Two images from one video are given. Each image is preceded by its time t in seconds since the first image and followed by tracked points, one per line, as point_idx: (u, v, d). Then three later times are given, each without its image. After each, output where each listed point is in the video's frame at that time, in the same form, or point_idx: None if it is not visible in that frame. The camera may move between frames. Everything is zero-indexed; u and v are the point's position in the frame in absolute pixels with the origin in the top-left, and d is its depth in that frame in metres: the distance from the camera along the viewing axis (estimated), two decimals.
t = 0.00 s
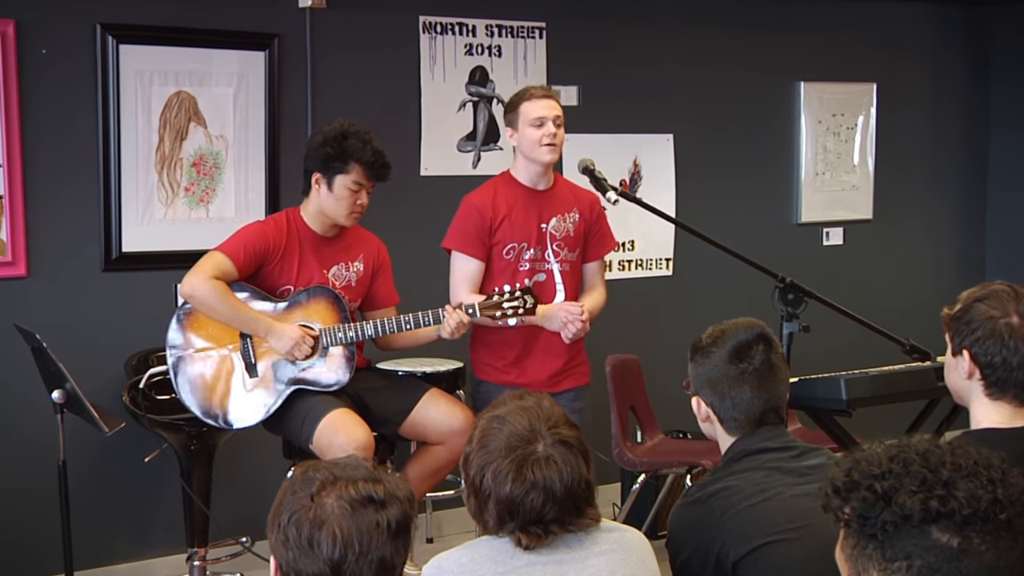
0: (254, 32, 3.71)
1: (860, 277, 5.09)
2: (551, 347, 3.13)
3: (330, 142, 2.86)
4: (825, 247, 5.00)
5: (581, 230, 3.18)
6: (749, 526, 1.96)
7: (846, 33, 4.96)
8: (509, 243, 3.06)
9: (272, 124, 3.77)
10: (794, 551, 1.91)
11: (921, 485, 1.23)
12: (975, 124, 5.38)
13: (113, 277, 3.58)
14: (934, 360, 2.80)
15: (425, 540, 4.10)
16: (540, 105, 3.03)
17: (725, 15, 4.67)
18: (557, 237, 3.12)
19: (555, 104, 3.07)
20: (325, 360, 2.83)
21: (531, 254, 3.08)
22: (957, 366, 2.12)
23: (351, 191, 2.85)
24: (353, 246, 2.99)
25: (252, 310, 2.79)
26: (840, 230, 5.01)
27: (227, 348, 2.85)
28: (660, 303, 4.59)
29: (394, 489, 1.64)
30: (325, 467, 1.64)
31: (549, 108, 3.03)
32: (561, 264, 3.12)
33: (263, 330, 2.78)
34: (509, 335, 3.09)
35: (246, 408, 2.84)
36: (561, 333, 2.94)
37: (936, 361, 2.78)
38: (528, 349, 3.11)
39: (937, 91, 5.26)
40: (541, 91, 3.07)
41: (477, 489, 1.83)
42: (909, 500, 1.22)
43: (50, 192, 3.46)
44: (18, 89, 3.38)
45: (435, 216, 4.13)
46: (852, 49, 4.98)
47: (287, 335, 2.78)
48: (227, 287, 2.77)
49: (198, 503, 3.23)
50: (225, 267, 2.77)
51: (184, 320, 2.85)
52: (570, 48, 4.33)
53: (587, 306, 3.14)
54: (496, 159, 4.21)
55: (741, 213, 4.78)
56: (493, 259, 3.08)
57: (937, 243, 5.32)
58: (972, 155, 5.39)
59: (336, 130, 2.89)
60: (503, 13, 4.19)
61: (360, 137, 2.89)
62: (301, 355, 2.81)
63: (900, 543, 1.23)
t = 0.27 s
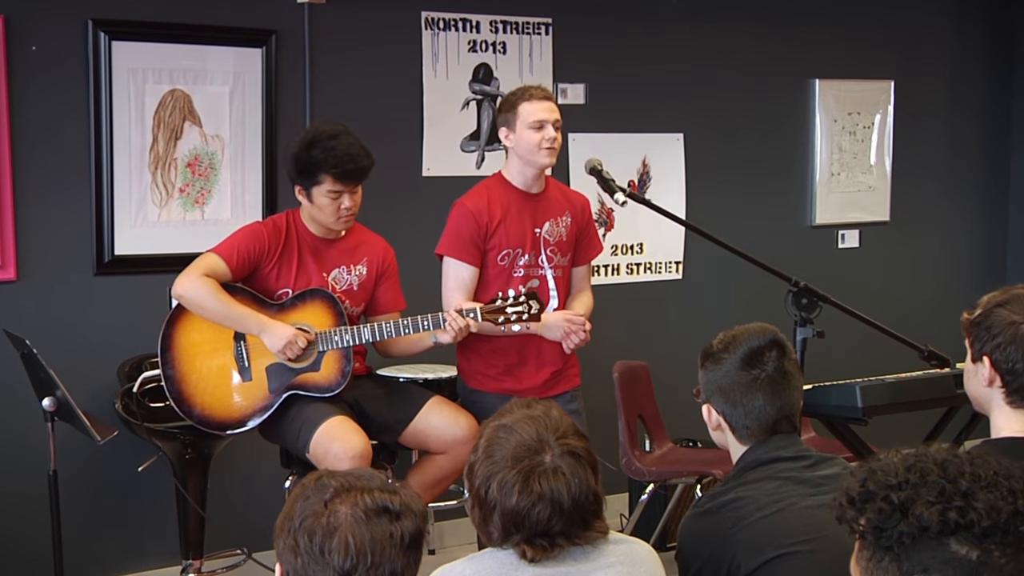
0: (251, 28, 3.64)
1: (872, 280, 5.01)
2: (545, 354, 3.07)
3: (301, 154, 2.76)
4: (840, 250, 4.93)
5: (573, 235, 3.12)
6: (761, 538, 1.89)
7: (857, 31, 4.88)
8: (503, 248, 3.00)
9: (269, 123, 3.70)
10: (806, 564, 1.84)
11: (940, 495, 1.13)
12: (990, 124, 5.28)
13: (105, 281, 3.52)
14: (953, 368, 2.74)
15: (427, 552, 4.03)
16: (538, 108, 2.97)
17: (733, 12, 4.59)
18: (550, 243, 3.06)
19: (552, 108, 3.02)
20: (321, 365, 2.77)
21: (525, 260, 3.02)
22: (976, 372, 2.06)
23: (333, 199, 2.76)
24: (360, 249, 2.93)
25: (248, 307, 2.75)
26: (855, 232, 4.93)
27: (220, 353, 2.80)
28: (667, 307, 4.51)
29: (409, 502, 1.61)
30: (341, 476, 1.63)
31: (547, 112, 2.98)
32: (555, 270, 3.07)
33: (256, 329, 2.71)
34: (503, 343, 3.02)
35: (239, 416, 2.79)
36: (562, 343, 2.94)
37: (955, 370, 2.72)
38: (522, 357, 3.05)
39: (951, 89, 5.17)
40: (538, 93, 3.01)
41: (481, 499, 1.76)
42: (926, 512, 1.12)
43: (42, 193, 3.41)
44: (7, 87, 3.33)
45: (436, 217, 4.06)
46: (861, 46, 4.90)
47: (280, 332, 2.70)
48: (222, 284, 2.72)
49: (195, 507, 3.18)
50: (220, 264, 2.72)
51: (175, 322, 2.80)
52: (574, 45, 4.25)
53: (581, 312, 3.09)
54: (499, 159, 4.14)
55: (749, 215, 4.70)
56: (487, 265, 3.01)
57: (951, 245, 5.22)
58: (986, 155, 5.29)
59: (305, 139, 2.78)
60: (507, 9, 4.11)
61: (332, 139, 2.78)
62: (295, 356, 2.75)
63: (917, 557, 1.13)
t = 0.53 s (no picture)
0: (248, 24, 3.58)
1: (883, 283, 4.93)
2: (547, 359, 3.01)
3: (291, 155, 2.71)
4: (856, 252, 4.86)
5: (577, 237, 3.06)
6: (775, 551, 1.82)
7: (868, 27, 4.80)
8: (506, 250, 2.93)
9: (266, 122, 3.64)
10: None
11: (956, 505, 1.29)
12: (1006, 124, 5.18)
13: (98, 284, 3.46)
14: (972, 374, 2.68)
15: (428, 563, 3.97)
16: (545, 107, 2.90)
17: (741, 8, 4.51)
18: (554, 245, 3.00)
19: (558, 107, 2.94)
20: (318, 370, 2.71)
21: (527, 263, 2.96)
22: (996, 379, 2.00)
23: (325, 199, 2.70)
24: (361, 252, 2.86)
25: (242, 308, 2.69)
26: (871, 234, 4.86)
27: (216, 356, 2.74)
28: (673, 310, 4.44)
29: (419, 519, 1.60)
30: (355, 486, 1.63)
31: (553, 110, 2.90)
32: (558, 273, 3.01)
33: (249, 330, 2.66)
34: (505, 348, 2.96)
35: (233, 421, 2.73)
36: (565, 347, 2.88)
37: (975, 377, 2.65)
38: (524, 362, 2.99)
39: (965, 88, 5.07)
40: (546, 91, 2.95)
41: (484, 509, 1.70)
42: (945, 522, 1.27)
43: (36, 193, 3.36)
44: None
45: (437, 217, 4.00)
46: (872, 43, 4.82)
47: (274, 332, 2.65)
48: (215, 285, 2.68)
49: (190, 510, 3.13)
50: (213, 264, 2.67)
51: (170, 325, 2.74)
52: (578, 43, 4.19)
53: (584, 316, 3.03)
54: (502, 158, 4.07)
55: (757, 216, 4.63)
56: (489, 267, 2.94)
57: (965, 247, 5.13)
58: (1002, 156, 5.19)
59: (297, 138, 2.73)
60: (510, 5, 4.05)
61: (321, 138, 2.72)
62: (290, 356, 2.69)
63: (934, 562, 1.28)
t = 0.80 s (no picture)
0: (245, 21, 3.53)
1: (894, 285, 4.86)
2: (558, 364, 2.96)
3: (317, 139, 2.68)
4: (872, 254, 4.81)
5: (588, 240, 3.01)
6: (786, 562, 1.76)
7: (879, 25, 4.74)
8: (516, 251, 2.88)
9: (263, 120, 3.58)
10: None
11: (973, 515, 1.27)
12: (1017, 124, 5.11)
13: (90, 287, 3.40)
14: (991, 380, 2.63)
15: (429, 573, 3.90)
16: (556, 105, 2.85)
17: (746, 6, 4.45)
18: (565, 246, 2.94)
19: (570, 105, 2.89)
20: (319, 378, 2.66)
21: (537, 264, 2.90)
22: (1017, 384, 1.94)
23: (347, 189, 2.67)
24: (357, 254, 2.82)
25: (242, 316, 2.63)
26: (885, 235, 4.81)
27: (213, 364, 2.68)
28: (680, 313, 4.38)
29: (424, 528, 1.54)
30: (358, 494, 1.57)
31: (565, 108, 2.85)
32: (569, 275, 2.95)
33: (252, 340, 2.60)
34: (514, 351, 2.90)
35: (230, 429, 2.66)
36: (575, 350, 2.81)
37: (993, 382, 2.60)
38: (533, 366, 2.93)
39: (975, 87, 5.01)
40: (558, 87, 2.89)
41: (488, 520, 1.64)
42: (961, 533, 1.26)
43: (28, 192, 3.30)
44: None
45: (438, 218, 3.94)
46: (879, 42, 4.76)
47: (278, 343, 2.59)
48: (214, 294, 2.61)
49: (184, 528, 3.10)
50: (211, 273, 2.61)
51: (164, 331, 2.67)
52: (581, 41, 4.13)
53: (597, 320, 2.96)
54: (504, 156, 4.02)
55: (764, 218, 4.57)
56: (498, 267, 2.89)
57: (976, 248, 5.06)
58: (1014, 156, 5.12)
59: (323, 126, 2.71)
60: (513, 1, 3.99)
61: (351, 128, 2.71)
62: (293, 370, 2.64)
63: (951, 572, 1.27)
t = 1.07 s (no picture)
0: (241, 17, 3.48)
1: (903, 288, 4.80)
2: (570, 368, 2.90)
3: (322, 130, 2.68)
4: (883, 255, 4.75)
5: (605, 240, 2.95)
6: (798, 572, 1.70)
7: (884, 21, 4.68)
8: (527, 251, 2.83)
9: (260, 118, 3.54)
10: None
11: (988, 524, 1.22)
12: None
13: (84, 288, 3.36)
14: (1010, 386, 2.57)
15: None
16: (569, 103, 2.80)
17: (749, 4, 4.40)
18: (579, 247, 2.89)
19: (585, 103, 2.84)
20: (323, 386, 2.63)
21: (550, 265, 2.85)
22: None
23: (354, 178, 2.67)
24: (354, 254, 2.78)
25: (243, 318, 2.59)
26: (899, 236, 4.76)
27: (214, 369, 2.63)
28: (685, 316, 4.33)
29: (419, 533, 1.49)
30: (347, 501, 1.52)
31: (577, 107, 2.80)
32: (582, 277, 2.90)
33: (254, 343, 2.56)
34: (525, 355, 2.86)
35: (230, 436, 2.61)
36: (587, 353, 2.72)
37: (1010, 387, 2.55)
38: (545, 370, 2.88)
39: (983, 85, 4.95)
40: (570, 85, 2.83)
41: (491, 531, 1.58)
42: (977, 543, 1.21)
43: (22, 191, 3.26)
44: None
45: (439, 219, 3.89)
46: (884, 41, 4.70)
47: (281, 346, 2.55)
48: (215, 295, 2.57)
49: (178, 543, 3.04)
50: (212, 274, 2.56)
51: (164, 336, 2.62)
52: (584, 39, 4.08)
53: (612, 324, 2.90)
54: (506, 155, 3.97)
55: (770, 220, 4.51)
56: (508, 268, 2.84)
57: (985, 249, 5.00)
58: None
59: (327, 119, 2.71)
60: None
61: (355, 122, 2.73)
62: (296, 372, 2.60)
63: None
